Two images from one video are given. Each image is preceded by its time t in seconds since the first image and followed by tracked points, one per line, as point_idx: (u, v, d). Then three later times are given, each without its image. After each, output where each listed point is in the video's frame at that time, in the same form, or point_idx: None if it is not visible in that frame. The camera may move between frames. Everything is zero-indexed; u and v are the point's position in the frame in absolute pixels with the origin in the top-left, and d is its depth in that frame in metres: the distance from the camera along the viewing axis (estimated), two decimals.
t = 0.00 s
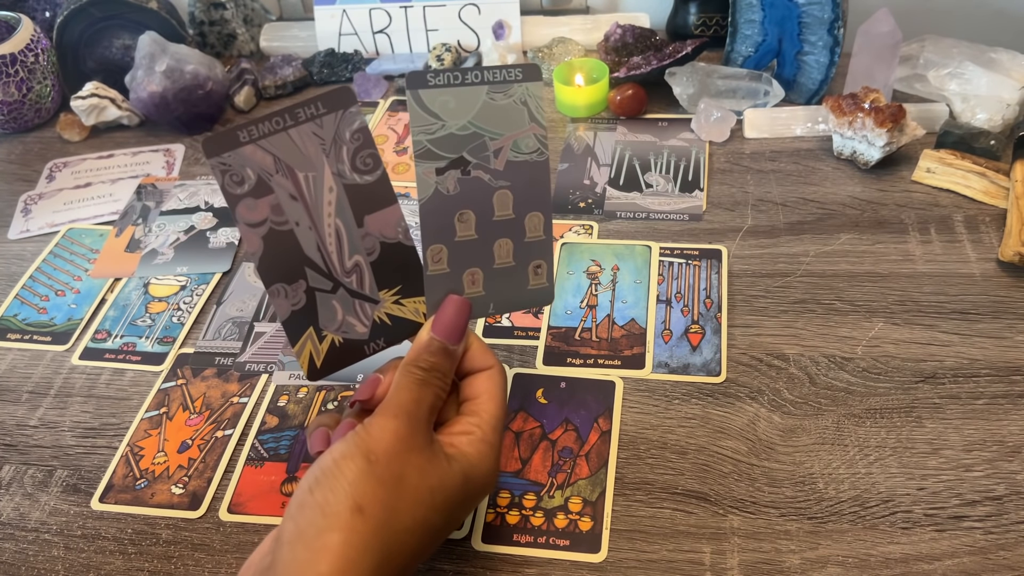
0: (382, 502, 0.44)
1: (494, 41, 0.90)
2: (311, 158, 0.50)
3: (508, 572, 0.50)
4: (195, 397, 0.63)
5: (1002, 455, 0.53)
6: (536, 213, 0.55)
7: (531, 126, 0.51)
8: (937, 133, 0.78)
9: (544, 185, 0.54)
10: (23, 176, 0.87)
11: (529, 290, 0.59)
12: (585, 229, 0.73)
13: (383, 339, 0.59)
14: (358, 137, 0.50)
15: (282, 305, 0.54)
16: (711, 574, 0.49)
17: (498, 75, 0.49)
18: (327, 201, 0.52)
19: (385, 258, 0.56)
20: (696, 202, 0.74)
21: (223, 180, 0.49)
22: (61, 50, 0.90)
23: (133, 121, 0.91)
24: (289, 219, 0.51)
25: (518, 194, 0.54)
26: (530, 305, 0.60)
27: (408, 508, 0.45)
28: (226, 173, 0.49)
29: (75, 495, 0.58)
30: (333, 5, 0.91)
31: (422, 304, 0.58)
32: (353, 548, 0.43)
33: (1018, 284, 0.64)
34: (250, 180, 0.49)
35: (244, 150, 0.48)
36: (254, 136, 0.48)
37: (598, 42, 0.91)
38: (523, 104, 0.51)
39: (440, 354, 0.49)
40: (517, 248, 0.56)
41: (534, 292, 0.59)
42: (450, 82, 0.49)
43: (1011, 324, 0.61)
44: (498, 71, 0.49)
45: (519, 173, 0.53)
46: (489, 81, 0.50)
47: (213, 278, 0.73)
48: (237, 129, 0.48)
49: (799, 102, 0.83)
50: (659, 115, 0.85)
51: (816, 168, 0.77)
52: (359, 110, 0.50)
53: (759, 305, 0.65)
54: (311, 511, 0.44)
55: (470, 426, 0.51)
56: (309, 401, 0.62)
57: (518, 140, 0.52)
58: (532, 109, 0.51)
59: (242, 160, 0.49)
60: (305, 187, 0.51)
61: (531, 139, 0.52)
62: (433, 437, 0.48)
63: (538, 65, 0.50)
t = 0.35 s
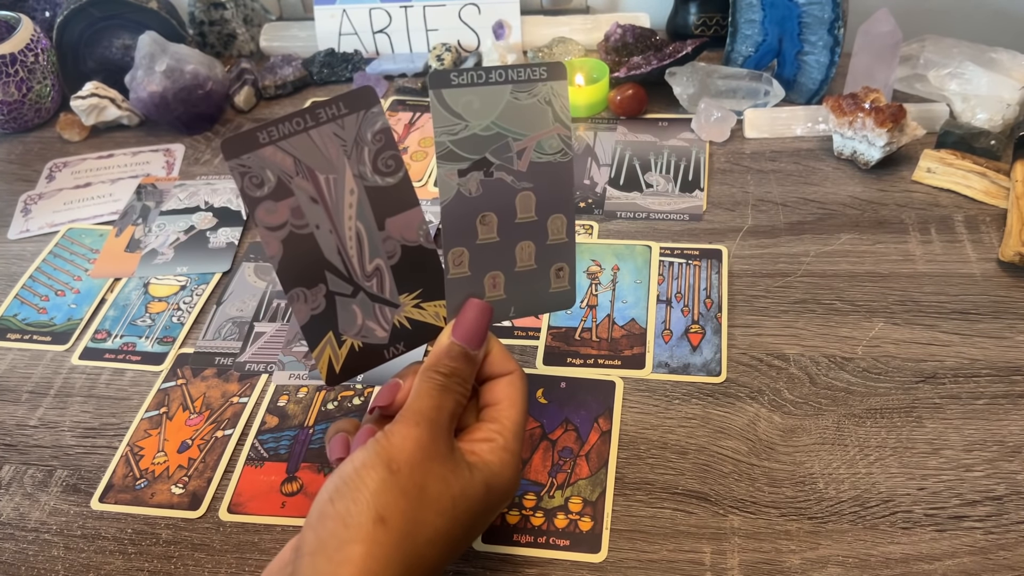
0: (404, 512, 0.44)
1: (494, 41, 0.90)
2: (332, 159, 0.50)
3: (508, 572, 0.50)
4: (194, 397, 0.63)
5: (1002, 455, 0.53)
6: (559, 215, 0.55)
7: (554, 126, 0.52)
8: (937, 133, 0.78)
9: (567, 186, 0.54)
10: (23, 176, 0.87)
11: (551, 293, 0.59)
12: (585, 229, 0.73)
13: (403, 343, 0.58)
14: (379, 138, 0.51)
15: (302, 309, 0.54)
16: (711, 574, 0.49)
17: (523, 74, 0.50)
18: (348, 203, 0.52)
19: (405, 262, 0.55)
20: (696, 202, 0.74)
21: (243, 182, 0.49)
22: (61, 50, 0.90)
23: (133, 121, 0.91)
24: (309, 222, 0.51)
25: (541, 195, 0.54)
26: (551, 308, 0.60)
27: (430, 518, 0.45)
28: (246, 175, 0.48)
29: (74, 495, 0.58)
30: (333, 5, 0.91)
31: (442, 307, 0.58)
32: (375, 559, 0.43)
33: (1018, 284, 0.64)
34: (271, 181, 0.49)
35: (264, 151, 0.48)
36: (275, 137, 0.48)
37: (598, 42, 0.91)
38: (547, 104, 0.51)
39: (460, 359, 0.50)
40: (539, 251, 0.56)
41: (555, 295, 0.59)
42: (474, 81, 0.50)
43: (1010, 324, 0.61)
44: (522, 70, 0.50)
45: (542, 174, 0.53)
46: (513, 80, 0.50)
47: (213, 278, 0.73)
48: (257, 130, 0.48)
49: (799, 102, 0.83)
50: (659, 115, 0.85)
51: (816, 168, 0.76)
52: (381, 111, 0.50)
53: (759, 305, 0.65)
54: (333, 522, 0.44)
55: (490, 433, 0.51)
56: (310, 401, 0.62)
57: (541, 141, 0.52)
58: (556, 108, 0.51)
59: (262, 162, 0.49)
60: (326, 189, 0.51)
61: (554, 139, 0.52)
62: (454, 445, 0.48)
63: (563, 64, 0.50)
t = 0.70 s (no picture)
0: (400, 507, 0.44)
1: (494, 41, 0.90)
2: (324, 161, 0.50)
3: (507, 572, 0.50)
4: (194, 397, 0.63)
5: (1002, 455, 0.53)
6: (550, 213, 0.55)
7: (543, 127, 0.52)
8: (937, 133, 0.78)
9: (558, 186, 0.54)
10: (23, 176, 0.87)
11: (544, 292, 0.59)
12: (585, 229, 0.73)
13: (398, 343, 0.58)
14: (371, 140, 0.51)
15: (297, 310, 0.54)
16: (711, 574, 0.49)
17: (511, 76, 0.50)
18: (341, 204, 0.52)
19: (399, 262, 0.55)
20: (696, 202, 0.74)
21: (237, 185, 0.49)
22: (60, 50, 0.90)
23: (133, 121, 0.91)
24: (303, 223, 0.51)
25: (532, 195, 0.54)
26: (545, 306, 0.60)
27: (426, 513, 0.45)
28: (240, 179, 0.48)
29: (74, 495, 0.58)
30: (333, 5, 0.91)
31: (436, 307, 0.58)
32: (372, 554, 0.43)
33: (1019, 284, 0.64)
34: (264, 185, 0.49)
35: (257, 155, 0.48)
36: (268, 140, 0.48)
37: (598, 42, 0.91)
38: (536, 104, 0.51)
39: (455, 356, 0.50)
40: (531, 250, 0.56)
41: (549, 293, 0.59)
42: (463, 83, 0.50)
43: (1011, 324, 0.61)
44: (510, 72, 0.50)
45: (533, 174, 0.53)
46: (501, 81, 0.50)
47: (213, 278, 0.73)
48: (250, 134, 0.48)
49: (799, 102, 0.83)
50: (659, 115, 0.85)
51: (817, 168, 0.76)
52: (372, 113, 0.50)
53: (759, 305, 0.65)
54: (328, 518, 0.44)
55: (486, 430, 0.51)
56: (310, 401, 0.62)
57: (531, 141, 0.52)
58: (545, 109, 0.51)
59: (256, 165, 0.49)
60: (319, 191, 0.51)
61: (544, 139, 0.52)
62: (449, 441, 0.48)
63: (551, 65, 0.50)
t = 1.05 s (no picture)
0: (398, 508, 0.44)
1: (494, 41, 0.90)
2: (317, 168, 0.50)
3: (507, 572, 0.50)
4: (194, 397, 0.63)
5: (1002, 455, 0.53)
6: (542, 216, 0.55)
7: (534, 130, 0.52)
8: (937, 133, 0.78)
9: (549, 188, 0.54)
10: (23, 176, 0.87)
11: (538, 293, 0.59)
12: (585, 229, 0.73)
13: (393, 347, 0.59)
14: (364, 146, 0.50)
15: (293, 315, 0.54)
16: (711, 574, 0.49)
17: (501, 80, 0.50)
18: (334, 210, 0.52)
19: (393, 267, 0.55)
20: (696, 202, 0.74)
21: (232, 193, 0.49)
22: (61, 50, 0.90)
23: (133, 121, 0.91)
24: (297, 229, 0.51)
25: (524, 197, 0.54)
26: (538, 307, 0.60)
27: (424, 514, 0.45)
28: (235, 186, 0.49)
29: (74, 495, 0.58)
30: (333, 5, 0.91)
31: (431, 310, 0.58)
32: (370, 555, 0.43)
33: (1018, 283, 0.64)
34: (258, 192, 0.49)
35: (251, 162, 0.48)
36: (261, 148, 0.48)
37: (598, 42, 0.91)
38: (527, 107, 0.51)
39: (450, 359, 0.50)
40: (524, 251, 0.56)
41: (543, 294, 0.59)
42: (454, 88, 0.50)
43: (1011, 324, 0.61)
44: (500, 76, 0.50)
45: (524, 177, 0.53)
46: (492, 85, 0.50)
47: (213, 278, 0.73)
48: (243, 141, 0.48)
49: (799, 102, 0.83)
50: (659, 115, 0.85)
51: (817, 168, 0.76)
52: (365, 119, 0.50)
53: (759, 305, 0.65)
54: (327, 520, 0.44)
55: (482, 432, 0.51)
56: (310, 401, 0.62)
57: (522, 143, 0.52)
58: (535, 112, 0.51)
59: (250, 172, 0.49)
60: (313, 197, 0.51)
61: (535, 143, 0.52)
62: (446, 443, 0.48)
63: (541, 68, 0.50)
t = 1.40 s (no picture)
0: (396, 508, 0.44)
1: (494, 41, 0.90)
2: (313, 169, 0.50)
3: (508, 572, 0.50)
4: (194, 397, 0.63)
5: (1002, 455, 0.53)
6: (537, 215, 0.55)
7: (529, 129, 0.52)
8: (937, 133, 0.78)
9: (545, 187, 0.54)
10: (23, 176, 0.86)
11: (534, 293, 0.58)
12: (585, 229, 0.73)
13: (390, 347, 0.58)
14: (359, 147, 0.50)
15: (290, 317, 0.54)
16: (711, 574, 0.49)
17: (494, 80, 0.50)
18: (330, 211, 0.52)
19: (390, 267, 0.55)
20: (696, 202, 0.74)
21: (228, 195, 0.49)
22: (60, 50, 0.90)
23: (133, 121, 0.91)
24: (293, 231, 0.51)
25: (519, 197, 0.54)
26: (535, 307, 0.59)
27: (422, 514, 0.45)
28: (230, 189, 0.49)
29: (74, 495, 0.58)
30: (333, 5, 0.91)
31: (428, 310, 0.58)
32: (368, 555, 0.43)
33: (1018, 284, 0.64)
34: (254, 194, 0.49)
35: (247, 165, 0.48)
36: (257, 150, 0.48)
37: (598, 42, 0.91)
38: (521, 108, 0.51)
39: (448, 359, 0.50)
40: (520, 251, 0.56)
41: (540, 294, 0.58)
42: (448, 88, 0.50)
43: (1011, 324, 0.61)
44: (494, 77, 0.50)
45: (520, 176, 0.53)
46: (486, 86, 0.50)
47: (213, 278, 0.73)
48: (239, 144, 0.48)
49: (799, 102, 0.83)
50: (659, 115, 0.85)
51: (816, 168, 0.76)
52: (360, 121, 0.50)
53: (759, 305, 0.65)
54: (325, 521, 0.44)
55: (480, 431, 0.51)
56: (310, 401, 0.62)
57: (517, 143, 0.52)
58: (530, 112, 0.51)
59: (246, 175, 0.49)
60: (309, 199, 0.51)
61: (529, 142, 0.52)
62: (443, 443, 0.48)
63: (534, 69, 0.50)
